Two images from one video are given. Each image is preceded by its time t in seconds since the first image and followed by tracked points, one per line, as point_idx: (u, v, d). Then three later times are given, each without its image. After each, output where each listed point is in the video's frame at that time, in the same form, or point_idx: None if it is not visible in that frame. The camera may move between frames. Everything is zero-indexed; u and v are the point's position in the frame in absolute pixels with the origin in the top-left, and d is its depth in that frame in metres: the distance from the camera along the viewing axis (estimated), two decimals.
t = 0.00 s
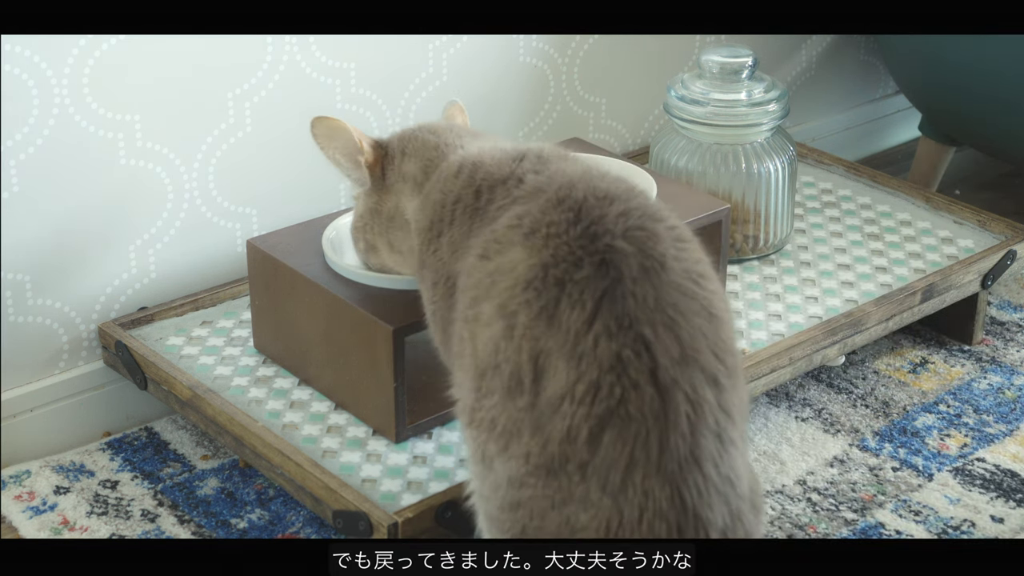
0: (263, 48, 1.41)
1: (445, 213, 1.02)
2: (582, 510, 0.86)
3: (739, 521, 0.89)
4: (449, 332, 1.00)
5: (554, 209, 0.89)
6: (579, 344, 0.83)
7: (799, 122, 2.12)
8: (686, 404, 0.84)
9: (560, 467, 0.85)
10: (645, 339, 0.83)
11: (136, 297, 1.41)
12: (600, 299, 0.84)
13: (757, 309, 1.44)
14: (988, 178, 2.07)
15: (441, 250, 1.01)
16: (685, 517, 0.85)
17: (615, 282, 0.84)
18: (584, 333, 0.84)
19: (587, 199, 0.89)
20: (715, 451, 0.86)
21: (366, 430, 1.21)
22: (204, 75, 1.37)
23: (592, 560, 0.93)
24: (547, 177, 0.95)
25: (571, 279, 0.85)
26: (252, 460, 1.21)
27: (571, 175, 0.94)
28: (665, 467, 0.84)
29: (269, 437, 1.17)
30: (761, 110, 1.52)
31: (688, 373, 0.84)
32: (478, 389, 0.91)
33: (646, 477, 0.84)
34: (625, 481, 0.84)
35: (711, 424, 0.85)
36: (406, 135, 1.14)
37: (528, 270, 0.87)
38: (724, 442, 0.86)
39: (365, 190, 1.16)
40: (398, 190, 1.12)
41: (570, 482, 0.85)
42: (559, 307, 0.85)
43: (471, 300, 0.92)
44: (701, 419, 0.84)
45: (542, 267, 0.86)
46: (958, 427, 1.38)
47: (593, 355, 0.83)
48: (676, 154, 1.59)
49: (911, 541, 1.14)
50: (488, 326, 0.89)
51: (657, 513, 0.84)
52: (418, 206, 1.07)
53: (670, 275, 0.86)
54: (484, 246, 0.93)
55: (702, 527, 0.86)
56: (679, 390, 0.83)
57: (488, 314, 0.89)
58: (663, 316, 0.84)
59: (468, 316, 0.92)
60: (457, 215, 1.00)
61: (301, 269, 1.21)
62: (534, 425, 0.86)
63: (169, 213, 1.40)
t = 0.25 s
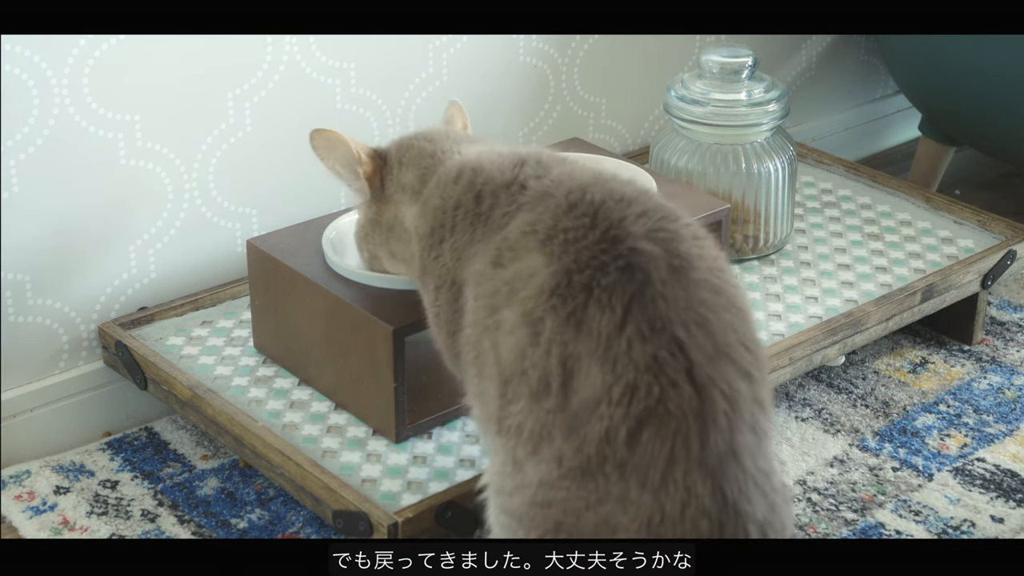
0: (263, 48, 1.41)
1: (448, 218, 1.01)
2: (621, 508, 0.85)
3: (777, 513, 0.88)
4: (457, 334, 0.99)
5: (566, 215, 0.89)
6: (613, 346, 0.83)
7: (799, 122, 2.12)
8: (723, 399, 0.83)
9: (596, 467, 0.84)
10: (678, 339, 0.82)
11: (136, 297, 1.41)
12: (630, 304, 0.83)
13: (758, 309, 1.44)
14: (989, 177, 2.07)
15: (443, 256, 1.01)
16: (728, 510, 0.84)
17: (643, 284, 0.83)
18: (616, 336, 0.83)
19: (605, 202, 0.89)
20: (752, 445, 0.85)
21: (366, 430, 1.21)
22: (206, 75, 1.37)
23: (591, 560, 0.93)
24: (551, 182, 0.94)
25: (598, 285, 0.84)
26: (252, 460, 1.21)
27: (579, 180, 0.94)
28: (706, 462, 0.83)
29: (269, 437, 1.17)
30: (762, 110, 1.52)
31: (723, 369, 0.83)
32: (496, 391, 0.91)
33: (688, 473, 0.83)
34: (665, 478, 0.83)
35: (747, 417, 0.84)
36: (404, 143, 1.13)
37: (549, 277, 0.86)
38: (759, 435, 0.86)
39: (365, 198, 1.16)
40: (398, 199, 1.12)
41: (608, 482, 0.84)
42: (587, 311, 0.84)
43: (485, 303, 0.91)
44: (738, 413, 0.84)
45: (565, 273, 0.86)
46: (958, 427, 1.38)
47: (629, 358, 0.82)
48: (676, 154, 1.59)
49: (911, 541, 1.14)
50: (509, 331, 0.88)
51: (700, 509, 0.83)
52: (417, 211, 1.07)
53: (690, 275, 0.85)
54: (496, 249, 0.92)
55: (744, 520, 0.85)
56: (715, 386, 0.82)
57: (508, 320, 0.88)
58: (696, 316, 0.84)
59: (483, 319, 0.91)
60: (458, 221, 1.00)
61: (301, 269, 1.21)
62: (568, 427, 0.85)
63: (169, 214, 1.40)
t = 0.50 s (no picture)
0: (263, 48, 1.41)
1: (447, 225, 1.01)
2: (625, 522, 0.85)
3: (779, 526, 0.88)
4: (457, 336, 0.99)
5: (566, 227, 0.88)
6: (617, 365, 0.82)
7: (799, 122, 2.12)
8: (726, 415, 0.83)
9: (599, 484, 0.84)
10: (682, 357, 0.82)
11: (136, 297, 1.41)
12: (633, 322, 0.83)
13: (758, 309, 1.44)
14: (989, 178, 2.07)
15: (442, 260, 1.00)
16: (730, 526, 0.84)
17: (646, 301, 0.83)
18: (620, 354, 0.82)
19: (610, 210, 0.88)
20: (755, 461, 0.85)
21: (366, 430, 1.21)
22: (206, 75, 1.37)
23: (591, 561, 0.93)
24: (552, 187, 0.94)
25: (601, 300, 0.84)
26: (252, 460, 1.21)
27: (580, 188, 0.93)
28: (708, 480, 0.83)
29: (268, 437, 1.17)
30: (762, 110, 1.52)
31: (727, 385, 0.83)
32: (501, 407, 0.90)
33: (690, 491, 0.83)
34: (669, 495, 0.83)
35: (750, 433, 0.85)
36: (404, 138, 1.13)
37: (552, 292, 0.86)
38: (762, 451, 0.86)
39: (364, 190, 1.16)
40: (395, 194, 1.12)
41: (611, 497, 0.84)
42: (591, 327, 0.84)
43: (487, 311, 0.91)
44: (741, 431, 0.84)
45: (567, 287, 0.85)
46: (958, 427, 1.38)
47: (633, 376, 0.82)
48: (676, 154, 1.59)
49: (911, 541, 1.14)
50: (513, 346, 0.88)
51: (703, 525, 0.84)
52: (418, 214, 1.07)
53: (693, 284, 0.85)
54: (498, 257, 0.91)
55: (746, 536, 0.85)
56: (718, 406, 0.83)
57: (513, 335, 0.88)
58: (699, 333, 0.83)
59: (485, 325, 0.91)
60: (457, 226, 0.99)
61: (301, 269, 1.21)
62: (571, 443, 0.85)
63: (169, 214, 1.40)
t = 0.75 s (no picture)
0: (263, 48, 1.41)
1: (448, 230, 1.01)
2: (626, 534, 0.85)
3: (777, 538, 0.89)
4: (461, 341, 0.99)
5: (571, 235, 0.88)
6: (619, 379, 0.82)
7: (799, 122, 2.12)
8: (726, 428, 0.83)
9: (599, 497, 0.84)
10: (685, 372, 0.82)
11: (135, 297, 1.41)
12: (635, 335, 0.82)
13: (758, 309, 1.44)
14: (988, 178, 2.07)
15: (442, 261, 1.00)
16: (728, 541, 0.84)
17: (649, 313, 0.83)
18: (621, 367, 0.82)
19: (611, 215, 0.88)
20: (755, 475, 0.85)
21: (366, 430, 1.21)
22: (206, 75, 1.37)
23: (592, 561, 0.93)
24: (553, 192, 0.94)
25: (604, 312, 0.83)
26: (252, 460, 1.20)
27: (585, 194, 0.93)
28: (708, 494, 0.83)
29: (269, 437, 1.17)
30: (762, 111, 1.52)
31: (728, 399, 0.83)
32: (502, 414, 0.90)
33: (690, 505, 0.83)
34: (669, 509, 0.83)
35: (751, 447, 0.84)
36: (405, 148, 1.14)
37: (555, 302, 0.85)
38: (762, 464, 0.86)
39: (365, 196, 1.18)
40: (394, 202, 1.13)
41: (611, 510, 0.84)
42: (594, 339, 0.83)
43: (488, 317, 0.91)
44: (742, 445, 0.84)
45: (570, 297, 0.85)
46: (958, 427, 1.38)
47: (634, 390, 0.82)
48: (676, 154, 1.59)
49: (911, 541, 1.14)
50: (515, 354, 0.87)
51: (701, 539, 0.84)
52: (417, 217, 1.07)
53: (696, 297, 0.85)
54: (500, 262, 0.91)
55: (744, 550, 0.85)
56: (720, 421, 0.82)
57: (515, 342, 0.88)
58: (700, 347, 0.83)
59: (485, 329, 0.91)
60: (459, 233, 0.99)
61: (301, 268, 1.21)
62: (571, 455, 0.85)
63: (169, 214, 1.40)
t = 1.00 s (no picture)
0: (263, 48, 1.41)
1: (445, 232, 1.00)
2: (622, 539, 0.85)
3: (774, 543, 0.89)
4: (458, 343, 0.99)
5: (568, 240, 0.88)
6: (613, 388, 0.82)
7: (799, 122, 2.12)
8: (722, 434, 0.83)
9: (595, 502, 0.84)
10: (680, 378, 0.82)
11: (135, 297, 1.41)
12: (630, 342, 0.82)
13: (757, 309, 1.44)
14: (988, 178, 2.07)
15: (440, 262, 1.00)
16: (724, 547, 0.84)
17: (644, 321, 0.82)
18: (616, 375, 0.82)
19: (609, 219, 0.88)
20: (751, 481, 0.85)
21: (366, 430, 1.21)
22: (205, 75, 1.37)
23: (591, 561, 0.93)
24: (551, 194, 0.94)
25: (599, 320, 0.83)
26: (252, 460, 1.20)
27: (582, 199, 0.92)
28: (704, 501, 0.83)
29: (269, 438, 1.18)
30: (761, 111, 1.52)
31: (724, 405, 0.83)
32: (496, 420, 0.90)
33: (686, 512, 0.83)
34: (664, 515, 0.83)
35: (747, 453, 0.85)
36: (402, 145, 1.13)
37: (551, 309, 0.85)
38: (759, 470, 0.86)
39: (359, 189, 1.16)
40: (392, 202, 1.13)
41: (607, 516, 0.85)
42: (589, 346, 0.83)
43: (485, 320, 0.91)
44: (738, 451, 0.84)
45: (566, 304, 0.84)
46: (958, 427, 1.38)
47: (628, 397, 0.82)
48: (676, 154, 1.59)
49: (911, 541, 1.14)
50: (510, 360, 0.87)
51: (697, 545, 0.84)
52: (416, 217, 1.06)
53: (690, 305, 0.84)
54: (497, 264, 0.91)
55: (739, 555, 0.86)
56: (715, 427, 0.82)
57: (511, 345, 0.88)
58: (696, 354, 0.83)
59: (482, 332, 0.91)
60: (454, 235, 0.99)
61: (301, 268, 1.21)
62: (566, 462, 0.85)
63: (169, 214, 1.40)
